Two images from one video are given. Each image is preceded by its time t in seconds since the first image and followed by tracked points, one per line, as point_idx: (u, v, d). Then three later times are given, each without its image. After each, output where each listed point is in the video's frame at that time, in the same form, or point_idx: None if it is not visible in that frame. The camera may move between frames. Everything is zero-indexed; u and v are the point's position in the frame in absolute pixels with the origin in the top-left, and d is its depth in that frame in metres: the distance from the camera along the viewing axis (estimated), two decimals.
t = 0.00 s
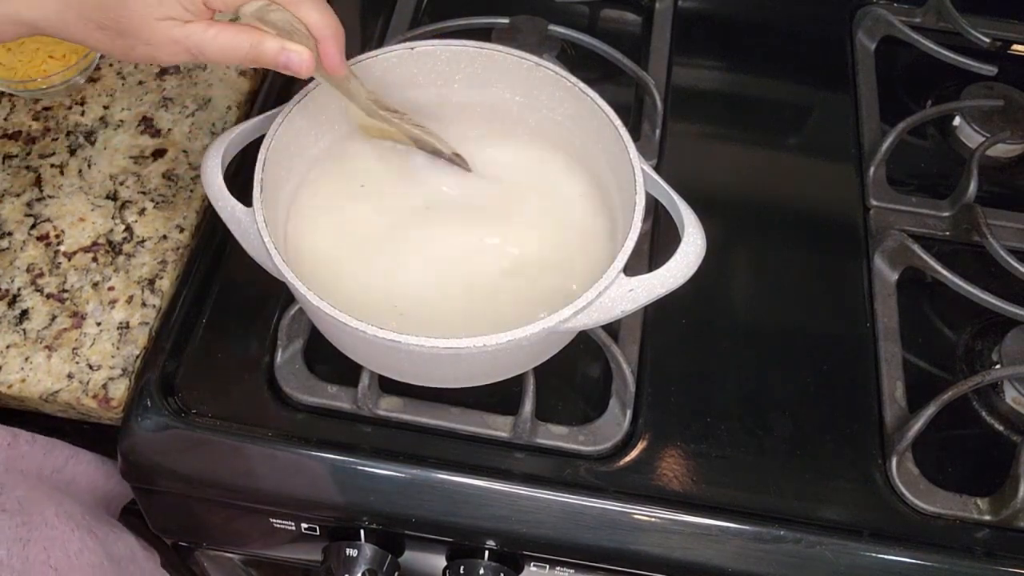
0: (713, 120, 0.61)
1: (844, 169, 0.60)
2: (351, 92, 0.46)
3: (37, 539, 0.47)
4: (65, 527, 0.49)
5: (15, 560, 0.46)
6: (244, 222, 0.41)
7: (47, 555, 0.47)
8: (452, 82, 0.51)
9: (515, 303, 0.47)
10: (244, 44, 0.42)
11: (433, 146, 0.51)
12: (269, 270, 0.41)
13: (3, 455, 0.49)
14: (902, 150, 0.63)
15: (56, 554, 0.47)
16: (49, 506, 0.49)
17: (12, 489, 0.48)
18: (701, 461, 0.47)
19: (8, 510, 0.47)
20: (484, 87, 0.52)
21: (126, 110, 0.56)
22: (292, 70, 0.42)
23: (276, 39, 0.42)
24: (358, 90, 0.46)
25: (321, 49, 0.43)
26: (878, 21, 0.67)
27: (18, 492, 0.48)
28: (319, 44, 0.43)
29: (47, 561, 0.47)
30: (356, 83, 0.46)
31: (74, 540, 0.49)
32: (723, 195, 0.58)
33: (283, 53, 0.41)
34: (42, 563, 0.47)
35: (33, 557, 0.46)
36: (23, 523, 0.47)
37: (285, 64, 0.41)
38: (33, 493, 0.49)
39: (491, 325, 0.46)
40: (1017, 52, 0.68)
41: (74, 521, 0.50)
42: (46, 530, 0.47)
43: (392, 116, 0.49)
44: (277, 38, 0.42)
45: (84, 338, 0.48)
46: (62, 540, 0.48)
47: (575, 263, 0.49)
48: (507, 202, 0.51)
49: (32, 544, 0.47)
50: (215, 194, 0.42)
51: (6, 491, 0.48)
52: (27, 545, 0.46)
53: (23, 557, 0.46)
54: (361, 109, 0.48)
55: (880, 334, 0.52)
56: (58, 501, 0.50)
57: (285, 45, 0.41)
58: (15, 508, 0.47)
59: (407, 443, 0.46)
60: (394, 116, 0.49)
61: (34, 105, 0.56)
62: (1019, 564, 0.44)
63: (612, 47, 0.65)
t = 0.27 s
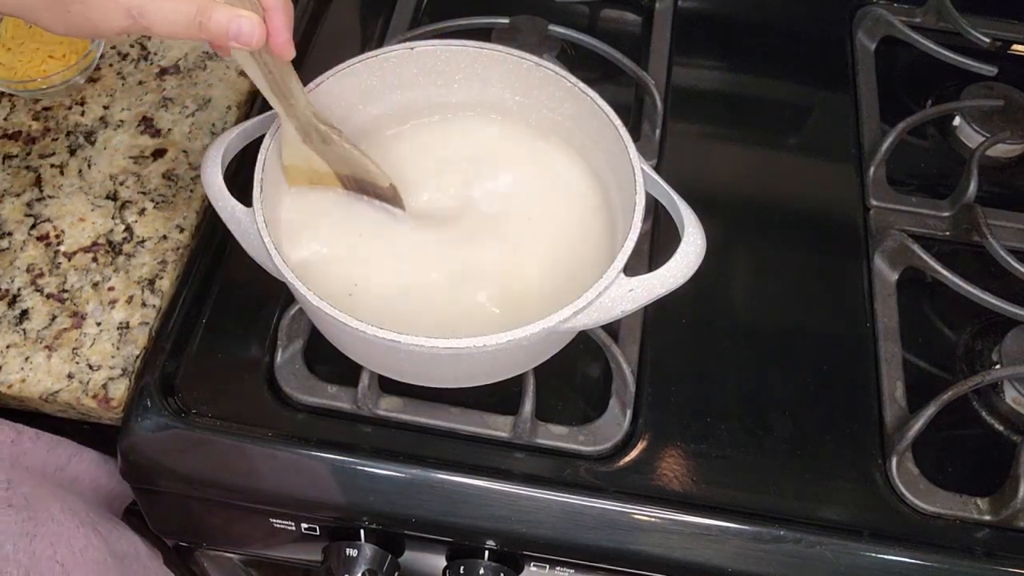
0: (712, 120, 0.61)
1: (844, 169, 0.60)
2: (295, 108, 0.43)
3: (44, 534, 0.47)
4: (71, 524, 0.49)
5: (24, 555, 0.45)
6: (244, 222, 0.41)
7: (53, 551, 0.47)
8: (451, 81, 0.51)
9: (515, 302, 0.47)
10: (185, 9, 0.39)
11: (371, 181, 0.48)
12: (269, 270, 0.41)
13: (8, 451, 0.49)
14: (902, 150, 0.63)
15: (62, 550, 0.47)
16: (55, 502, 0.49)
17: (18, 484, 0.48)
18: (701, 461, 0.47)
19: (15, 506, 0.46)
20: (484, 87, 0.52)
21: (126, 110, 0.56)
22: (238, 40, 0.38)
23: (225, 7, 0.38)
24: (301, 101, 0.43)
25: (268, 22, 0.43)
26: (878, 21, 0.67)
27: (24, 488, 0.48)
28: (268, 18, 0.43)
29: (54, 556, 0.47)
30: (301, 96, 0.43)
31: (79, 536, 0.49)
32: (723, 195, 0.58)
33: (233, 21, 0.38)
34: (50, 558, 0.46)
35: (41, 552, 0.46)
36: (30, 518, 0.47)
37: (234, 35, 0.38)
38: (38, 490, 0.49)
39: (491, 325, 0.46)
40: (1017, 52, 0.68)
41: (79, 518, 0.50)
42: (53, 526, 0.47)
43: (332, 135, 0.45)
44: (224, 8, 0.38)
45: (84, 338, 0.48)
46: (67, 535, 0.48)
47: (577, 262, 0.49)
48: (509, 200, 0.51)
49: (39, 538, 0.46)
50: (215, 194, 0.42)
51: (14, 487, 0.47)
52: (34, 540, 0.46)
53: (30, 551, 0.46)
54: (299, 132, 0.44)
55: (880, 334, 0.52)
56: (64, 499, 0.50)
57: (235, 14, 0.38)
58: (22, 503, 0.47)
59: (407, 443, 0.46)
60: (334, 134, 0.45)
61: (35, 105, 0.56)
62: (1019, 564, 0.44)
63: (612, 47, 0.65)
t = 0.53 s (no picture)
0: (712, 120, 0.61)
1: (844, 169, 0.60)
2: (302, 161, 0.43)
3: (56, 536, 0.46)
4: (84, 526, 0.49)
5: (36, 557, 0.45)
6: (244, 222, 0.41)
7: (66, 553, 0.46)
8: (451, 81, 0.51)
9: (516, 302, 0.47)
10: (187, 34, 0.38)
11: (387, 258, 0.45)
12: (269, 270, 0.41)
13: (21, 452, 0.49)
14: (902, 150, 0.63)
15: (74, 551, 0.47)
16: (68, 506, 0.49)
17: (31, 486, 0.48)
18: (701, 461, 0.47)
19: (28, 507, 0.47)
20: (484, 87, 0.52)
21: (126, 110, 0.56)
22: (238, 67, 0.38)
23: (225, 32, 0.38)
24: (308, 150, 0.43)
25: (277, 59, 0.43)
26: (878, 21, 0.67)
27: (37, 491, 0.48)
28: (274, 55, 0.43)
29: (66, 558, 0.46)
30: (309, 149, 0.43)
31: (92, 539, 0.48)
32: (723, 195, 0.58)
33: (233, 47, 0.37)
34: (62, 559, 0.46)
35: (53, 553, 0.46)
36: (43, 519, 0.47)
37: (234, 61, 0.37)
38: (50, 492, 0.49)
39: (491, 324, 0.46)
40: (1017, 52, 0.68)
41: (92, 522, 0.50)
42: (66, 528, 0.47)
43: (342, 200, 0.44)
44: (225, 35, 0.38)
45: (84, 338, 0.48)
46: (80, 537, 0.48)
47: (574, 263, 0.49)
48: (508, 203, 0.51)
49: (52, 540, 0.46)
50: (215, 194, 0.42)
51: (26, 488, 0.47)
52: (46, 541, 0.46)
53: (43, 553, 0.45)
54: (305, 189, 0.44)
55: (880, 334, 0.52)
56: (74, 500, 0.50)
57: (236, 40, 0.38)
58: (34, 505, 0.47)
59: (407, 443, 0.46)
60: (343, 198, 0.44)
61: (34, 105, 0.56)
62: (1019, 564, 0.44)
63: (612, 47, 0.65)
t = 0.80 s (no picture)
0: (713, 120, 0.61)
1: (844, 169, 0.60)
2: (403, 194, 0.46)
3: (58, 537, 0.46)
4: (86, 527, 0.49)
5: (37, 558, 0.45)
6: (244, 222, 0.41)
7: (68, 554, 0.46)
8: (451, 81, 0.51)
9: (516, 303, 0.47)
10: (268, 93, 0.39)
11: (502, 276, 0.46)
12: (269, 270, 0.41)
13: (25, 453, 0.50)
14: (902, 150, 0.63)
15: (76, 552, 0.47)
16: (70, 507, 0.49)
17: (33, 488, 0.48)
18: (701, 461, 0.47)
19: (30, 509, 0.47)
20: (484, 87, 0.52)
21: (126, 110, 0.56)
22: (321, 118, 0.39)
23: (305, 85, 0.39)
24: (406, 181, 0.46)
25: (356, 98, 0.41)
26: (877, 21, 0.67)
27: (37, 493, 0.48)
28: (354, 94, 0.41)
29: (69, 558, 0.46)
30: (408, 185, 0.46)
31: (94, 540, 0.48)
32: (723, 195, 0.58)
33: (315, 100, 0.39)
34: (64, 560, 0.46)
35: (55, 554, 0.46)
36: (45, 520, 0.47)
37: (314, 111, 0.39)
38: (52, 493, 0.49)
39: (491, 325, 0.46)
40: (1017, 52, 0.68)
41: (93, 522, 0.50)
42: (68, 529, 0.47)
43: (447, 223, 0.46)
44: (307, 88, 0.39)
45: (84, 338, 0.48)
46: (82, 539, 0.48)
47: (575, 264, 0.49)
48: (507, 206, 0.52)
49: (54, 541, 0.46)
50: (215, 193, 0.42)
51: (28, 490, 0.48)
52: (48, 543, 0.46)
53: (45, 554, 0.45)
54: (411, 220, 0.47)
55: (881, 334, 0.52)
56: (75, 502, 0.50)
57: (317, 92, 0.39)
58: (35, 506, 0.47)
59: (407, 443, 0.46)
60: (448, 221, 0.46)
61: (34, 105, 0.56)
62: (1019, 564, 0.44)
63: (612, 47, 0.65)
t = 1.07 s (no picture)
0: (713, 120, 0.61)
1: (844, 169, 0.60)
2: (441, 148, 0.47)
3: (57, 538, 0.46)
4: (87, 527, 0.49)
5: (36, 559, 0.45)
6: (245, 222, 0.42)
7: (67, 554, 0.46)
8: (451, 82, 0.51)
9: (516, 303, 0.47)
10: (307, 76, 0.41)
11: (543, 209, 0.48)
12: (269, 270, 0.41)
13: (26, 455, 0.49)
14: (902, 150, 0.63)
15: (75, 553, 0.47)
16: (70, 508, 0.49)
17: (33, 489, 0.48)
18: (701, 461, 0.47)
19: (29, 510, 0.47)
20: (484, 88, 0.52)
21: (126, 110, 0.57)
22: (361, 91, 0.40)
23: (340, 61, 0.40)
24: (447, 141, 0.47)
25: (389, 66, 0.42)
26: (877, 22, 0.67)
27: (36, 493, 0.48)
28: (386, 61, 0.42)
29: (67, 559, 0.46)
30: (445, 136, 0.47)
31: (94, 540, 0.48)
32: (723, 195, 0.58)
33: (350, 74, 0.39)
34: (63, 561, 0.46)
35: (53, 554, 0.46)
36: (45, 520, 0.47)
37: (353, 85, 0.39)
38: (52, 494, 0.49)
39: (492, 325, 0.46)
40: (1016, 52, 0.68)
41: (93, 522, 0.50)
42: (67, 530, 0.47)
43: (487, 168, 0.47)
44: (342, 63, 0.40)
45: (84, 338, 0.48)
46: (82, 539, 0.48)
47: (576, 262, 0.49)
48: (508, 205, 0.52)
49: (52, 542, 0.46)
50: (215, 194, 0.42)
51: (27, 491, 0.48)
52: (47, 544, 0.46)
53: (43, 555, 0.45)
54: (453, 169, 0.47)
55: (880, 334, 0.52)
56: (76, 502, 0.50)
57: (352, 66, 0.39)
58: (35, 507, 0.47)
59: (407, 443, 0.46)
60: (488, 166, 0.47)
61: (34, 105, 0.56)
62: (1019, 564, 0.44)
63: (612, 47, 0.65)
